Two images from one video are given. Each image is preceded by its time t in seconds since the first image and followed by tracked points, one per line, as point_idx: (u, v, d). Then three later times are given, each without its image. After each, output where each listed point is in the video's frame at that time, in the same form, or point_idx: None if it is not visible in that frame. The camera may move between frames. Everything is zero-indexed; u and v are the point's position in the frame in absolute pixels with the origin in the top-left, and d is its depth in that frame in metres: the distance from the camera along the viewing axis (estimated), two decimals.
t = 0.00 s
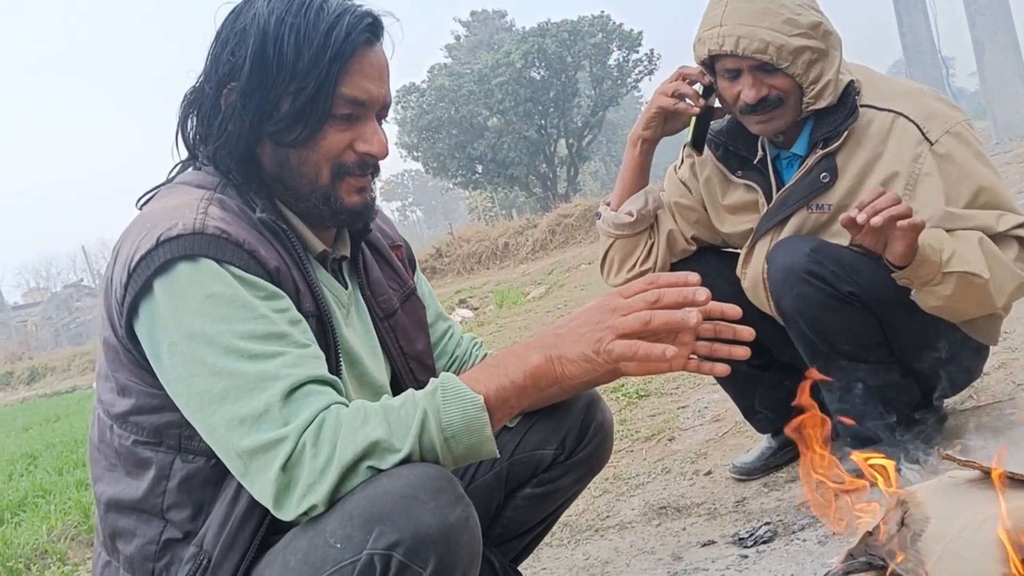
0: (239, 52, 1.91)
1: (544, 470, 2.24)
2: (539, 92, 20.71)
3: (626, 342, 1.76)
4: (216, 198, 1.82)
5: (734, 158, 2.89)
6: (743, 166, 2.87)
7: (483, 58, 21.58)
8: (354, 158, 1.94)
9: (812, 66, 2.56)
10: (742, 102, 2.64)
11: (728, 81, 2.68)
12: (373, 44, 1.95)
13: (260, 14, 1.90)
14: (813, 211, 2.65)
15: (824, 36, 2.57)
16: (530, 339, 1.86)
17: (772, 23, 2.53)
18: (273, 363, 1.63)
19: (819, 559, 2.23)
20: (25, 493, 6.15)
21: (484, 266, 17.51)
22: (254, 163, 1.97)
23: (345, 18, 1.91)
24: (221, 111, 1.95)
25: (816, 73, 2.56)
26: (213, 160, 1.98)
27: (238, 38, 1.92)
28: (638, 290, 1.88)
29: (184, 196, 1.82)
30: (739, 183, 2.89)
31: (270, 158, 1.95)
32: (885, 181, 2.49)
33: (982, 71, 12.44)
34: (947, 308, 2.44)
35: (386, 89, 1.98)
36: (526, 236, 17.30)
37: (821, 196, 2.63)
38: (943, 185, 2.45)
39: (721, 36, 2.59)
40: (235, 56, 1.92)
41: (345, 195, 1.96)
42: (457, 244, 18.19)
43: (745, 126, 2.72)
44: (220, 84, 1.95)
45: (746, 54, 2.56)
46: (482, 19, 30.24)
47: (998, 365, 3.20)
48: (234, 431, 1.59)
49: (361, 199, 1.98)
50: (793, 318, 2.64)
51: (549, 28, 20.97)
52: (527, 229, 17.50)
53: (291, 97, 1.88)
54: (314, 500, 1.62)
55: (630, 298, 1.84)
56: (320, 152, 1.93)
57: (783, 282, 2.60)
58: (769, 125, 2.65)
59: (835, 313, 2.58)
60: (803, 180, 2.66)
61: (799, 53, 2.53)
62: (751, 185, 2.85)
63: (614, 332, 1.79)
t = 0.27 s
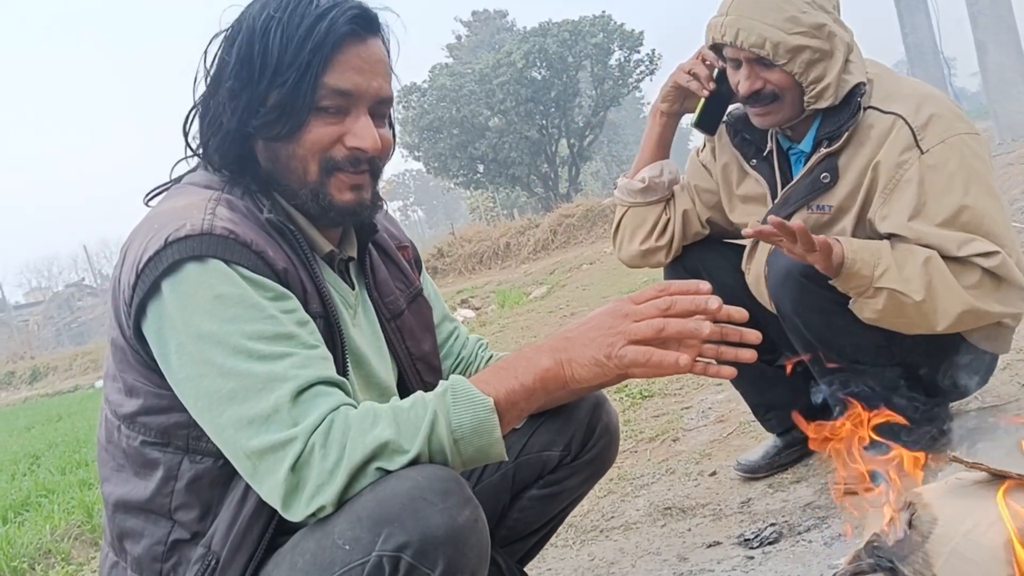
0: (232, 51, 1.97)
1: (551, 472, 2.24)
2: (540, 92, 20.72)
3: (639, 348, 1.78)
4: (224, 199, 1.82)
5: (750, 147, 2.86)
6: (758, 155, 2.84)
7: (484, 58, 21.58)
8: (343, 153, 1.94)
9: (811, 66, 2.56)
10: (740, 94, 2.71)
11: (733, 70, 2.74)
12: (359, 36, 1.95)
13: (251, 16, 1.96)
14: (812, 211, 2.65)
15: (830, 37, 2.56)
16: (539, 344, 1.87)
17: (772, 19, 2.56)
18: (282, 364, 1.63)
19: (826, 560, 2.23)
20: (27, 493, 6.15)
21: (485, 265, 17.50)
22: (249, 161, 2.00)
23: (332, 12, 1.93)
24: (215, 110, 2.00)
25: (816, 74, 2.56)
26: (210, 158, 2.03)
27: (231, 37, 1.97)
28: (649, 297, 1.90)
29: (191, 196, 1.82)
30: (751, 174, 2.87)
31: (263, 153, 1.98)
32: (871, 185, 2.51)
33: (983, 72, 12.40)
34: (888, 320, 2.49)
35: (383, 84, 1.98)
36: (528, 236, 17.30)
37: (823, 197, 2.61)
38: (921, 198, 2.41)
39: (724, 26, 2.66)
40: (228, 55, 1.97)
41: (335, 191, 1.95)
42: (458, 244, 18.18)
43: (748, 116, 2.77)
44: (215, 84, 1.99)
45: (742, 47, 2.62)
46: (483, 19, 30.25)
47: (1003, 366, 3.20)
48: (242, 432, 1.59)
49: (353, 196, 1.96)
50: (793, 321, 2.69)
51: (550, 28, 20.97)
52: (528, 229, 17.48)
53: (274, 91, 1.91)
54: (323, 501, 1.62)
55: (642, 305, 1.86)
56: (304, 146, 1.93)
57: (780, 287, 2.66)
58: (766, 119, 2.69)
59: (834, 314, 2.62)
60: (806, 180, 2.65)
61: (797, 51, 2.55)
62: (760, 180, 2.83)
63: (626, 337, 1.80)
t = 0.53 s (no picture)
0: (226, 55, 2.03)
1: (553, 474, 2.24)
2: (543, 93, 20.73)
3: (645, 355, 1.79)
4: (228, 202, 1.83)
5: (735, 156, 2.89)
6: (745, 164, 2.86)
7: (487, 58, 21.59)
8: (327, 150, 1.94)
9: (784, 75, 2.60)
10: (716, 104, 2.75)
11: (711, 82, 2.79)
12: (339, 31, 1.96)
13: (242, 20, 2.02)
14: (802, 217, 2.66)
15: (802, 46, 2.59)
16: (543, 346, 1.88)
17: (744, 30, 2.62)
18: (286, 367, 1.64)
19: (827, 563, 2.23)
20: (31, 493, 6.17)
21: (487, 266, 17.51)
22: (243, 161, 2.05)
23: (315, 10, 1.96)
24: (209, 112, 2.05)
25: (789, 83, 2.60)
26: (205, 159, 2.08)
27: (226, 41, 2.03)
28: (656, 303, 1.89)
29: (196, 200, 1.82)
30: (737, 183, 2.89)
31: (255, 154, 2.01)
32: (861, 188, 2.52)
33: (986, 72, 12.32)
34: (883, 316, 2.48)
35: (375, 83, 1.99)
36: (530, 237, 17.31)
37: (809, 201, 2.64)
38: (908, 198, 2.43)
39: (700, 38, 2.72)
40: (225, 61, 2.03)
41: (320, 190, 1.95)
42: (460, 244, 18.20)
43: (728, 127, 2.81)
44: (210, 87, 2.05)
45: (716, 58, 2.66)
46: (486, 19, 30.26)
47: (1005, 368, 3.20)
48: (247, 434, 1.60)
49: (339, 195, 1.96)
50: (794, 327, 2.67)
51: (552, 28, 20.97)
52: (530, 230, 17.47)
53: (257, 90, 1.95)
54: (327, 504, 1.62)
55: (650, 311, 1.85)
56: (287, 144, 1.95)
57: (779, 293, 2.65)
58: (744, 128, 2.72)
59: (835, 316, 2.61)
60: (791, 184, 2.67)
61: (769, 61, 2.59)
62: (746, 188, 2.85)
63: (632, 343, 1.81)
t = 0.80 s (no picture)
0: (218, 51, 2.01)
1: (549, 471, 2.22)
2: (543, 92, 20.71)
3: (640, 351, 1.77)
4: (220, 195, 1.81)
5: (700, 177, 3.01)
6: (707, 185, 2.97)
7: (488, 58, 21.58)
8: (322, 148, 1.94)
9: (735, 86, 2.71)
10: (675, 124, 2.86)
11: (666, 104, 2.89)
12: (333, 27, 1.95)
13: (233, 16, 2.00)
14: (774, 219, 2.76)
15: (748, 57, 2.72)
16: (538, 341, 1.87)
17: (692, 49, 2.72)
18: (278, 362, 1.63)
19: (825, 562, 2.22)
20: (29, 490, 6.15)
21: (488, 265, 17.48)
22: (237, 158, 2.03)
23: (307, 5, 1.94)
24: (203, 109, 2.03)
25: (742, 93, 2.72)
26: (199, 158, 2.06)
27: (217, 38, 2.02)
28: (652, 300, 1.88)
29: (188, 193, 1.81)
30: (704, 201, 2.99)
31: (248, 150, 2.00)
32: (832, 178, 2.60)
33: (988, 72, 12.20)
34: (878, 286, 2.46)
35: (366, 75, 1.98)
36: (530, 236, 17.29)
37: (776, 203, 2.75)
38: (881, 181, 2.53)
39: (650, 63, 2.82)
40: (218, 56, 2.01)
41: (316, 187, 1.94)
42: (461, 244, 18.18)
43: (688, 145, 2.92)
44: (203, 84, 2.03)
45: (667, 80, 2.77)
46: (487, 19, 30.25)
47: (1005, 367, 3.18)
48: (238, 429, 1.58)
49: (334, 191, 1.95)
50: (784, 323, 2.63)
51: (553, 28, 20.95)
52: (531, 229, 17.45)
53: (251, 86, 1.93)
54: (319, 499, 1.61)
55: (645, 307, 1.84)
56: (284, 142, 1.94)
57: (768, 291, 2.62)
58: (703, 143, 2.83)
59: (824, 314, 2.59)
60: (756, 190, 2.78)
61: (718, 75, 2.70)
62: (713, 203, 2.95)
63: (627, 339, 1.80)
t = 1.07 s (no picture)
0: (232, 47, 1.94)
1: (549, 472, 2.22)
2: (545, 92, 20.72)
3: (641, 351, 1.77)
4: (220, 195, 1.81)
5: (663, 199, 3.03)
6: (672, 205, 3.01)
7: (489, 58, 21.58)
8: (349, 152, 1.93)
9: (690, 102, 2.76)
10: (637, 147, 2.88)
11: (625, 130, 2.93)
12: (361, 31, 1.94)
13: (251, 11, 1.93)
14: (739, 225, 2.77)
15: (698, 74, 2.78)
16: (539, 341, 1.86)
17: (646, 72, 2.77)
18: (278, 362, 1.63)
19: (825, 563, 2.21)
20: (30, 490, 6.15)
21: (489, 265, 17.48)
22: (251, 157, 1.98)
23: (336, 8, 1.92)
24: (215, 107, 1.97)
25: (697, 108, 2.76)
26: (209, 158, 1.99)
27: (230, 34, 1.95)
28: (653, 301, 1.87)
29: (188, 193, 1.81)
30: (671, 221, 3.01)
31: (267, 152, 1.96)
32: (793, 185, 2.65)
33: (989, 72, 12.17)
34: (881, 288, 2.46)
35: (383, 78, 1.98)
36: (531, 236, 17.28)
37: (741, 210, 2.75)
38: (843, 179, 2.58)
39: (605, 92, 2.86)
40: (231, 53, 1.94)
41: (341, 190, 1.95)
42: (462, 244, 18.19)
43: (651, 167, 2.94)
44: (214, 81, 1.97)
45: (626, 103, 2.80)
46: (489, 19, 30.26)
47: (1006, 368, 3.18)
48: (238, 429, 1.58)
49: (358, 193, 1.97)
50: (772, 335, 2.67)
51: (554, 28, 20.95)
52: (532, 229, 17.44)
53: (279, 87, 1.88)
54: (320, 499, 1.61)
55: (646, 308, 1.83)
56: (313, 145, 1.92)
57: (755, 305, 2.65)
58: (668, 162, 2.85)
59: (815, 323, 2.62)
60: (719, 200, 2.79)
61: (673, 92, 2.75)
62: (681, 222, 2.97)
63: (628, 340, 1.79)
